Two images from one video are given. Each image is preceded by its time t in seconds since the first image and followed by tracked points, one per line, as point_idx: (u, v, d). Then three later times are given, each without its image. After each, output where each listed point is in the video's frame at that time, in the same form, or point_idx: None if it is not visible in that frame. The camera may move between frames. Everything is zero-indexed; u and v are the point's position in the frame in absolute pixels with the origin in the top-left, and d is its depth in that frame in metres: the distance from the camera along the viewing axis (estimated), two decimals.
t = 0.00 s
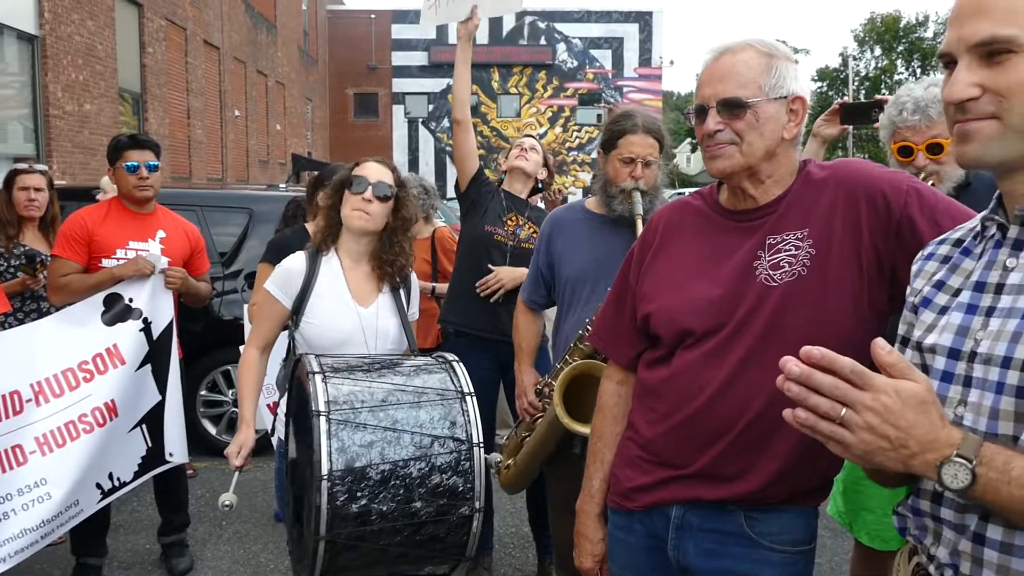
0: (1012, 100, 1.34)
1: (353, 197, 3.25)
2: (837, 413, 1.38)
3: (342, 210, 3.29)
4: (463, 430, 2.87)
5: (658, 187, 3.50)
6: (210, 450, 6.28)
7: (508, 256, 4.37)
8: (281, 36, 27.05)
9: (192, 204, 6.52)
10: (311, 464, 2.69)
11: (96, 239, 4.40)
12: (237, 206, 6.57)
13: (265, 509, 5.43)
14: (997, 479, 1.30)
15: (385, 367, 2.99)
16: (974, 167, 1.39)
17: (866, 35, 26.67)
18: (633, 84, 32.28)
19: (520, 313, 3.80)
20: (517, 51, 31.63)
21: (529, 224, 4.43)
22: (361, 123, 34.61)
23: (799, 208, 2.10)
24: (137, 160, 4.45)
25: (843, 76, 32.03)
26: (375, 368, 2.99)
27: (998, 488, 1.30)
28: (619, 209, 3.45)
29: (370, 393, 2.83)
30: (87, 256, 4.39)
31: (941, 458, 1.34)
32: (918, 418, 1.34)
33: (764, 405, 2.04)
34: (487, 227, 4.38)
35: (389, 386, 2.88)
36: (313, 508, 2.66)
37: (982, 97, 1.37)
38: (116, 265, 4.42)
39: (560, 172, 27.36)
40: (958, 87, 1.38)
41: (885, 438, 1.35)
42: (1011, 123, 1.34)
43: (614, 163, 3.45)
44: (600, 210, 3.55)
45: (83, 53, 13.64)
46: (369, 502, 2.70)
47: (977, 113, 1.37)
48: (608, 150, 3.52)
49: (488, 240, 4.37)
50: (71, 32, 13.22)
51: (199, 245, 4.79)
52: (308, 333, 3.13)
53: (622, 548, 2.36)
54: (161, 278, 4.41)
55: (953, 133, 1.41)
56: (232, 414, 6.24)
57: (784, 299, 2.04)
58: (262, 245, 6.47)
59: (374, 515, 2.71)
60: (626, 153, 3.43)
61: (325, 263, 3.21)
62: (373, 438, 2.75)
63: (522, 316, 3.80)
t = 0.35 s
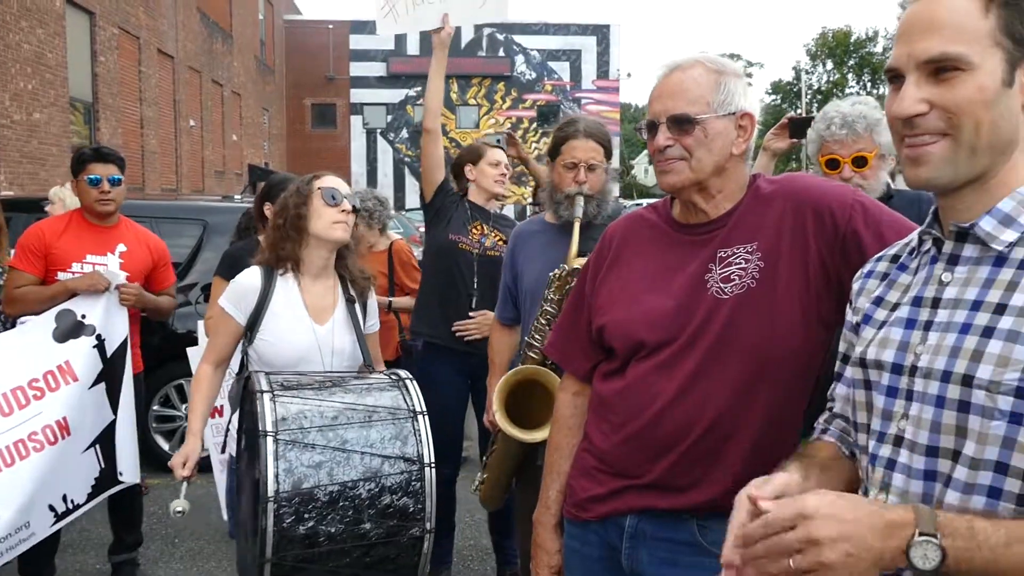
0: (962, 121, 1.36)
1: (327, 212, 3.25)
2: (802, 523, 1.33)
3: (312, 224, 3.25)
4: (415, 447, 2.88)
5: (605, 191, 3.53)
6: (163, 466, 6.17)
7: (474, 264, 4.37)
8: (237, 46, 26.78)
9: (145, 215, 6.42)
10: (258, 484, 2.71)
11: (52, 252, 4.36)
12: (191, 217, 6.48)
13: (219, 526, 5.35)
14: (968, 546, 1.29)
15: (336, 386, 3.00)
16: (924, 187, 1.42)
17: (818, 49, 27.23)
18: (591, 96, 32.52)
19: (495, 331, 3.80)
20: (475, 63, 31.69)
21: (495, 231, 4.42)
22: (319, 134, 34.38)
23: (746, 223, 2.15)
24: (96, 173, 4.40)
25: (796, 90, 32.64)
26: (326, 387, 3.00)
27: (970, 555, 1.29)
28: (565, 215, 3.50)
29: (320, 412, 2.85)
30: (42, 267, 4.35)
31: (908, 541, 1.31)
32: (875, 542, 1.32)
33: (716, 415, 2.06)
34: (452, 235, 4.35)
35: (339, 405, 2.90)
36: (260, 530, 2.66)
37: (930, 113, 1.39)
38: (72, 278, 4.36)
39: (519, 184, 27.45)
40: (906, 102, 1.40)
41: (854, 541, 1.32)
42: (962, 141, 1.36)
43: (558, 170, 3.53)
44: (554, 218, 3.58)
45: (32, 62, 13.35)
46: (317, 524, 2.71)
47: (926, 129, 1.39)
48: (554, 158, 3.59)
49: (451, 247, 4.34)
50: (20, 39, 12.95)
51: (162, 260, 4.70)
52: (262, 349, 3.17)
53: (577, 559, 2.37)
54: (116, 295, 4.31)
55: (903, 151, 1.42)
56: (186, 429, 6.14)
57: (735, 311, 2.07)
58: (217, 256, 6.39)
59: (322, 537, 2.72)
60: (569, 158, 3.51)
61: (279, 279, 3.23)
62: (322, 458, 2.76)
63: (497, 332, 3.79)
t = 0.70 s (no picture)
0: (879, 137, 1.42)
1: (266, 226, 3.30)
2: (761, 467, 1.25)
3: (251, 239, 3.29)
4: (366, 462, 2.87)
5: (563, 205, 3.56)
6: (106, 482, 6.02)
7: (441, 273, 4.37)
8: (183, 53, 26.36)
9: (87, 226, 6.28)
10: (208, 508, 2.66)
11: None
12: (135, 228, 6.36)
13: (164, 542, 5.23)
14: (866, 504, 1.32)
15: (282, 401, 2.96)
16: (844, 197, 1.47)
17: (764, 63, 27.81)
18: (542, 106, 32.71)
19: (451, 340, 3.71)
20: (426, 72, 31.65)
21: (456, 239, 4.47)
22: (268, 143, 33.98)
23: (688, 235, 2.19)
24: (45, 185, 4.38)
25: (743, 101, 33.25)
26: (274, 403, 2.96)
27: (867, 515, 1.31)
28: (522, 226, 3.52)
29: (268, 430, 2.82)
30: None
31: (815, 486, 1.32)
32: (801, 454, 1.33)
33: (657, 424, 2.10)
34: (415, 246, 4.35)
35: (287, 422, 2.86)
36: (211, 554, 2.64)
37: (850, 129, 1.44)
38: (15, 290, 4.29)
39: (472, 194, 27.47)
40: (828, 119, 1.46)
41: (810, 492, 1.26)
42: (879, 155, 1.42)
43: (517, 182, 3.53)
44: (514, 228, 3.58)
45: None
46: (270, 545, 2.70)
47: (846, 144, 1.44)
48: (514, 170, 3.60)
49: (415, 258, 4.34)
50: None
51: (117, 271, 4.58)
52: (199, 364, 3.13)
53: (523, 567, 2.38)
54: (58, 309, 4.22)
55: (825, 165, 1.48)
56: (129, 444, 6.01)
57: (676, 320, 2.11)
58: (163, 268, 6.27)
59: (275, 557, 2.71)
60: (528, 171, 3.52)
61: (215, 292, 3.21)
62: (273, 477, 2.73)
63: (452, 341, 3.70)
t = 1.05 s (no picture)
0: (832, 147, 1.47)
1: (229, 241, 3.31)
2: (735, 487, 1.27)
3: (213, 253, 3.30)
4: (344, 472, 2.92)
5: (547, 214, 3.56)
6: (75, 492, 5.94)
7: (417, 282, 4.39)
8: (156, 59, 26.15)
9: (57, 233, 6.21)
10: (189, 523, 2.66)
11: None
12: (106, 235, 6.30)
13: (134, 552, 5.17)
14: (834, 539, 1.39)
15: (254, 412, 2.96)
16: (801, 208, 1.52)
17: (737, 72, 28.08)
18: (517, 113, 32.79)
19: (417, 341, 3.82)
20: (402, 78, 31.61)
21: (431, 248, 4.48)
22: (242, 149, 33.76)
23: (655, 243, 2.22)
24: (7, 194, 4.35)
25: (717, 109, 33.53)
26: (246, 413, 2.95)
27: (836, 550, 1.39)
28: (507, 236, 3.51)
29: (246, 442, 2.82)
30: None
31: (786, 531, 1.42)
32: (753, 504, 1.44)
33: (624, 429, 2.12)
34: (392, 254, 4.34)
35: (262, 435, 2.87)
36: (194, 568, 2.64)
37: (803, 141, 1.50)
38: None
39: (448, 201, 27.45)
40: (783, 131, 1.51)
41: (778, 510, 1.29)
42: (830, 164, 1.47)
43: (502, 192, 3.52)
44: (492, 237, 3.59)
45: None
46: (253, 558, 2.71)
47: (800, 155, 1.50)
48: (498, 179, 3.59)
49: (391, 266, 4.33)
50: None
51: (86, 278, 4.56)
52: (161, 374, 3.11)
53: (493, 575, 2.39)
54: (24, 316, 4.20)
55: (780, 175, 1.54)
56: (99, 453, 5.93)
57: (642, 327, 2.14)
58: (134, 275, 6.21)
59: (258, 569, 2.73)
60: (514, 182, 3.51)
61: (178, 303, 3.19)
62: (254, 490, 2.75)
63: (419, 341, 3.82)
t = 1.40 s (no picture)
0: (790, 151, 1.52)
1: (216, 248, 3.39)
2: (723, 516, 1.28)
3: (201, 258, 3.33)
4: (320, 479, 3.02)
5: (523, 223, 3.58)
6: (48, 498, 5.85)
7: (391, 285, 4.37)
8: (135, 61, 25.97)
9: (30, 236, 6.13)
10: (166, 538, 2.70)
11: None
12: (81, 238, 6.23)
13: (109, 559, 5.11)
14: None
15: (227, 418, 2.98)
16: (764, 212, 1.56)
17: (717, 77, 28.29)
18: (499, 116, 32.82)
19: (382, 342, 3.82)
20: (383, 82, 31.53)
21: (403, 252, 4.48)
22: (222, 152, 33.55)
23: (630, 247, 2.24)
24: None
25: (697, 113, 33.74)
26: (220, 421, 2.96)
27: None
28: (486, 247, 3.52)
29: (221, 453, 2.86)
30: None
31: None
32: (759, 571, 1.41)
33: (599, 431, 2.14)
34: (365, 259, 4.33)
35: (237, 443, 2.91)
36: None
37: (764, 145, 1.55)
38: None
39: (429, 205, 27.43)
40: (744, 135, 1.56)
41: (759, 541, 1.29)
42: (789, 168, 1.52)
43: (482, 203, 3.52)
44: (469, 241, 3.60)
45: None
46: (231, 569, 2.78)
47: (761, 158, 1.55)
48: (477, 189, 3.57)
49: (365, 271, 4.32)
50: None
51: (50, 283, 4.54)
52: (126, 380, 3.10)
53: None
54: None
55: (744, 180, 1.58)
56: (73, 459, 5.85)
57: (617, 331, 2.15)
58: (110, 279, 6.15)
59: None
60: (495, 193, 3.50)
61: (143, 309, 3.17)
62: (231, 501, 2.80)
63: (383, 342, 3.82)
